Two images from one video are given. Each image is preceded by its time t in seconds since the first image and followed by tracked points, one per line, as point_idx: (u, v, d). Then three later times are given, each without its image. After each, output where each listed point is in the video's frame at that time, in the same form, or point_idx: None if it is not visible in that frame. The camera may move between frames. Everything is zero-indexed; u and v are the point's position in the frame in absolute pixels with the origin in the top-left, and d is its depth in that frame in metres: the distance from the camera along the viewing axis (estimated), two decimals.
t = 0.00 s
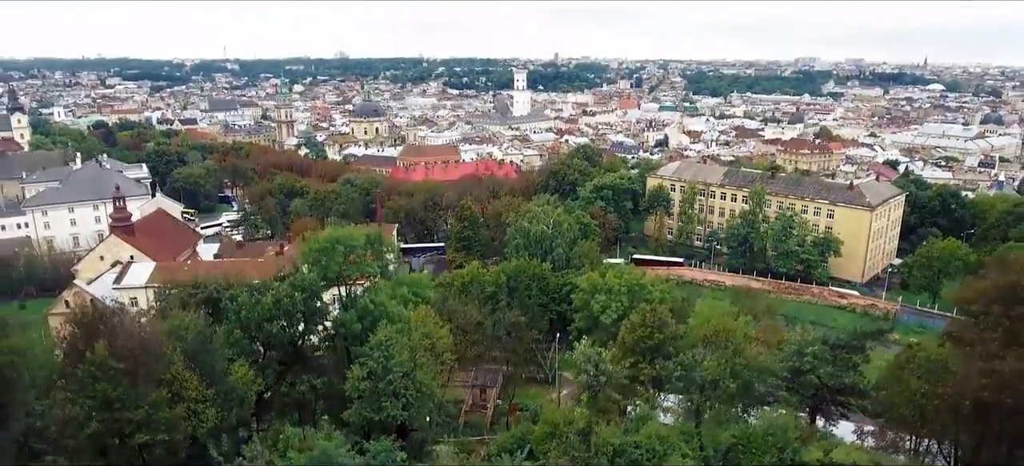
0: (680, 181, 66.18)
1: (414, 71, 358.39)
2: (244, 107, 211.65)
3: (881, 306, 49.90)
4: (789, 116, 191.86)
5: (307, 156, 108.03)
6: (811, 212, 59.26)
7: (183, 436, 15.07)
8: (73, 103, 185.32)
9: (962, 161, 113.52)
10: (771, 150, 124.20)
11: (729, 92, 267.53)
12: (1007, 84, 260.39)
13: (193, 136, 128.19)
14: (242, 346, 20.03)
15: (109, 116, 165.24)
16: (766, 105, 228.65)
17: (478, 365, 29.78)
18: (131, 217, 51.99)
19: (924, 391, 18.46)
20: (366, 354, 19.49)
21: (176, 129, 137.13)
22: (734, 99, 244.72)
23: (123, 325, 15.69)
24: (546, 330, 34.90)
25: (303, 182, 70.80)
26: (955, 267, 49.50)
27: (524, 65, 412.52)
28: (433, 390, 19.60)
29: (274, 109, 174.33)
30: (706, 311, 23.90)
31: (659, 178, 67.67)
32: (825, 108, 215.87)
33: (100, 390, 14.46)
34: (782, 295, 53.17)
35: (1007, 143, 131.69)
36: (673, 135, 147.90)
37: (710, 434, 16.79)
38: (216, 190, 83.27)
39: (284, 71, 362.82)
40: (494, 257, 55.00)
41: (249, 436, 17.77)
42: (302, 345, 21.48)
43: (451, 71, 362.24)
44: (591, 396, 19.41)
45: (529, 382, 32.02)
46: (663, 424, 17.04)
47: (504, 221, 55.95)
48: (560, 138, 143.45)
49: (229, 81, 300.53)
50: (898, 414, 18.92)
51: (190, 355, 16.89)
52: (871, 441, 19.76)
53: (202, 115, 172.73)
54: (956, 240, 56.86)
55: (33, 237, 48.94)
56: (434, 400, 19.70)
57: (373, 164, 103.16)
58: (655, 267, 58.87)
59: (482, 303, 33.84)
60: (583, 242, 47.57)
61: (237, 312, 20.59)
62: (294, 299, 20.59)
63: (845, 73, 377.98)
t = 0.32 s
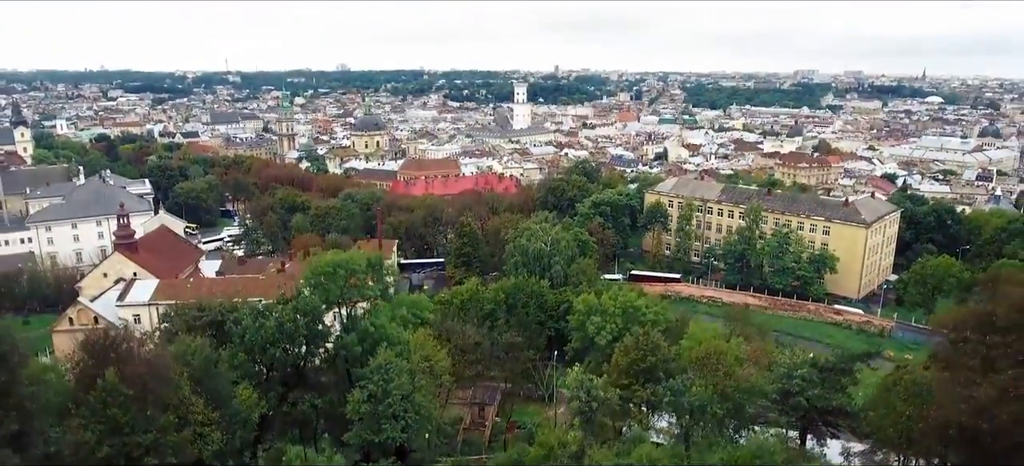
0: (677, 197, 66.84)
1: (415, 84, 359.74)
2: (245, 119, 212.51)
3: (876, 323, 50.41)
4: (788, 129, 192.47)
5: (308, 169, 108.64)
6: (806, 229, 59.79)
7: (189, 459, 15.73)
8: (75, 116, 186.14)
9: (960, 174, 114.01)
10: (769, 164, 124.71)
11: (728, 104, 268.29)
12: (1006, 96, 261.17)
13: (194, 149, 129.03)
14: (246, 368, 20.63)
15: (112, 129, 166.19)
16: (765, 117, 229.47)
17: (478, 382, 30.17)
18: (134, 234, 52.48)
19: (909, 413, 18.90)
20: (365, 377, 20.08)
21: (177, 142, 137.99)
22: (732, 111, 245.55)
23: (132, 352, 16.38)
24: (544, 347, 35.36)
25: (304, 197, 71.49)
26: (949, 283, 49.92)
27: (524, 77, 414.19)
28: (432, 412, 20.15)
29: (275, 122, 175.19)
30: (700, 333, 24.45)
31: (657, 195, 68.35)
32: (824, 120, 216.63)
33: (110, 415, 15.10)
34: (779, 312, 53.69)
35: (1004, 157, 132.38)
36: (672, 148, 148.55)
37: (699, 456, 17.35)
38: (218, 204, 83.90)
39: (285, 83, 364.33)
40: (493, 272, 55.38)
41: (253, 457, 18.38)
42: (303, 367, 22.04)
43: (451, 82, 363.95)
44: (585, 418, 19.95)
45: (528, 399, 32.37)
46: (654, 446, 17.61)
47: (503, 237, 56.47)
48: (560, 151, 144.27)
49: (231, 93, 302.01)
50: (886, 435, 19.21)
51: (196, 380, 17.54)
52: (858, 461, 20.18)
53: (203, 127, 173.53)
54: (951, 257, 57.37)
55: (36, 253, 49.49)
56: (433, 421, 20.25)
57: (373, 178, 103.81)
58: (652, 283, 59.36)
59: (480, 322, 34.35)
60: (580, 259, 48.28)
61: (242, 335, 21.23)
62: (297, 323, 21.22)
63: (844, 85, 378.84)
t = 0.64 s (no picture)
0: (674, 213, 67.45)
1: (416, 96, 361.69)
2: (247, 132, 213.49)
3: (872, 339, 50.79)
4: (787, 142, 193.25)
5: (309, 183, 109.37)
6: (803, 245, 60.31)
7: None
8: (77, 128, 187.25)
9: (958, 188, 114.44)
10: (768, 177, 125.27)
11: (728, 116, 269.29)
12: (1004, 109, 262.06)
13: (196, 163, 129.82)
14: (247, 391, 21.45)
15: (114, 142, 167.07)
16: (764, 130, 230.34)
17: (476, 399, 30.62)
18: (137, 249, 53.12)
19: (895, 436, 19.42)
20: (366, 399, 20.63)
21: (179, 155, 138.85)
22: (732, 124, 246.50)
23: (140, 378, 17.05)
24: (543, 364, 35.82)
25: (306, 212, 72.25)
26: (945, 300, 50.22)
27: (524, 89, 416.76)
28: (429, 433, 20.59)
29: (276, 135, 176.03)
30: (692, 355, 24.97)
31: (655, 210, 69.00)
32: (823, 133, 217.35)
33: (119, 438, 15.71)
34: (775, 329, 54.17)
35: (1003, 169, 132.95)
36: (671, 161, 149.13)
37: None
38: (220, 219, 84.39)
39: (287, 95, 366.09)
40: (492, 288, 55.87)
41: None
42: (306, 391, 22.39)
43: (452, 94, 365.78)
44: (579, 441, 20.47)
45: (528, 416, 32.76)
46: None
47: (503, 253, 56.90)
48: (559, 164, 145.00)
49: (232, 105, 303.44)
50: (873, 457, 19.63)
51: (201, 403, 18.13)
52: None
53: (205, 139, 174.18)
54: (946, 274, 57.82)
55: (40, 270, 50.10)
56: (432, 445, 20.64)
57: (374, 192, 104.36)
58: (650, 299, 60.00)
59: (479, 340, 34.85)
60: (578, 277, 48.86)
61: (245, 358, 22.12)
62: (299, 347, 21.92)
63: (844, 97, 380.26)
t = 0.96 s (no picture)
0: (672, 227, 67.96)
1: (416, 107, 362.70)
2: (247, 144, 214.22)
3: (868, 353, 51.16)
4: (786, 153, 193.92)
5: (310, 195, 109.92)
6: (799, 260, 60.84)
7: None
8: (78, 139, 187.84)
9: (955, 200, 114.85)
10: (767, 189, 125.75)
11: (727, 128, 270.13)
12: (1003, 120, 262.71)
13: (197, 175, 130.29)
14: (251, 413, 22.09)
15: (116, 153, 167.61)
16: (763, 141, 231.05)
17: (474, 416, 30.94)
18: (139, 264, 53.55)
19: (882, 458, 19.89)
20: (365, 421, 21.23)
21: (180, 167, 139.41)
22: (732, 135, 247.15)
23: (147, 403, 17.66)
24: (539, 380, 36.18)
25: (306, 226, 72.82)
26: (938, 316, 50.44)
27: (524, 100, 418.26)
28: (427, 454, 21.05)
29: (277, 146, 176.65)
30: (686, 376, 25.64)
31: (653, 225, 69.52)
32: (823, 144, 218.10)
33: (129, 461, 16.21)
34: (772, 344, 54.58)
35: (1001, 181, 133.34)
36: (671, 172, 149.59)
37: None
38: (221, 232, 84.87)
39: (288, 106, 367.22)
40: (491, 302, 56.29)
41: None
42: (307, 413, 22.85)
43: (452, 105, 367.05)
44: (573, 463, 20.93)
45: (522, 431, 32.64)
46: None
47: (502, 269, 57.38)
48: (559, 176, 145.55)
49: (233, 116, 304.44)
50: None
51: (207, 426, 18.69)
52: None
53: (206, 151, 174.80)
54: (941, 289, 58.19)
55: (43, 284, 50.48)
56: None
57: (374, 205, 104.90)
58: (647, 314, 60.43)
59: (477, 356, 35.34)
60: (576, 293, 49.31)
61: (248, 380, 22.87)
62: (301, 369, 22.49)
63: (843, 108, 381.52)
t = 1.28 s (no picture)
0: (670, 240, 68.51)
1: (416, 115, 364.17)
2: (248, 154, 214.99)
3: (863, 367, 51.55)
4: (786, 162, 194.68)
5: (311, 205, 110.56)
6: (796, 273, 61.30)
7: None
8: (80, 148, 188.56)
9: (953, 210, 115.31)
10: (765, 199, 126.31)
11: (727, 136, 271.09)
12: (1001, 129, 263.56)
13: (199, 185, 131.02)
14: (255, 432, 22.68)
15: (117, 163, 168.19)
16: (763, 150, 231.72)
17: (473, 431, 31.48)
18: (143, 277, 54.08)
19: None
20: (366, 439, 21.70)
21: (182, 177, 140.24)
22: (732, 144, 247.99)
23: (156, 424, 18.35)
24: (536, 394, 36.44)
25: (307, 238, 73.43)
26: (933, 330, 50.04)
27: (524, 109, 419.98)
28: None
29: (278, 155, 177.46)
30: (680, 394, 26.21)
31: (651, 238, 70.05)
32: (822, 153, 218.85)
33: None
34: (769, 357, 55.03)
35: (999, 191, 133.89)
36: (670, 182, 150.28)
37: None
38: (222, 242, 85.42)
39: (288, 114, 368.94)
40: (490, 315, 56.82)
41: None
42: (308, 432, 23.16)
43: (452, 114, 368.61)
44: None
45: (519, 445, 32.02)
46: None
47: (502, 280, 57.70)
48: (559, 185, 146.21)
49: (234, 125, 305.42)
50: None
51: (211, 446, 19.28)
52: None
53: (207, 161, 175.59)
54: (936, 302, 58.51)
55: (47, 297, 51.00)
56: None
57: (375, 215, 105.50)
58: (644, 327, 60.86)
59: (475, 371, 35.89)
60: (575, 309, 49.84)
61: (252, 399, 23.51)
62: (302, 390, 23.03)
63: (842, 117, 383.84)
